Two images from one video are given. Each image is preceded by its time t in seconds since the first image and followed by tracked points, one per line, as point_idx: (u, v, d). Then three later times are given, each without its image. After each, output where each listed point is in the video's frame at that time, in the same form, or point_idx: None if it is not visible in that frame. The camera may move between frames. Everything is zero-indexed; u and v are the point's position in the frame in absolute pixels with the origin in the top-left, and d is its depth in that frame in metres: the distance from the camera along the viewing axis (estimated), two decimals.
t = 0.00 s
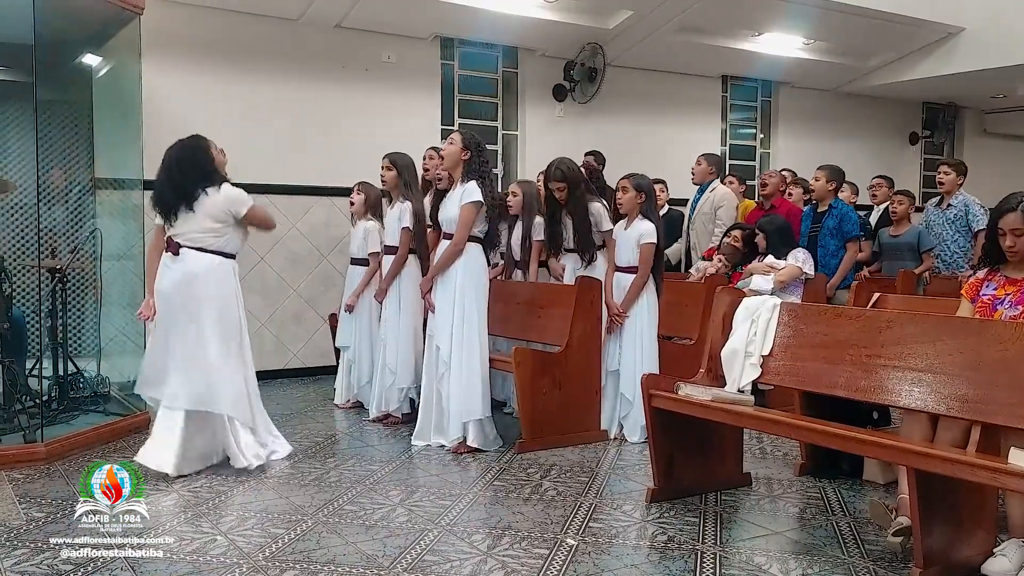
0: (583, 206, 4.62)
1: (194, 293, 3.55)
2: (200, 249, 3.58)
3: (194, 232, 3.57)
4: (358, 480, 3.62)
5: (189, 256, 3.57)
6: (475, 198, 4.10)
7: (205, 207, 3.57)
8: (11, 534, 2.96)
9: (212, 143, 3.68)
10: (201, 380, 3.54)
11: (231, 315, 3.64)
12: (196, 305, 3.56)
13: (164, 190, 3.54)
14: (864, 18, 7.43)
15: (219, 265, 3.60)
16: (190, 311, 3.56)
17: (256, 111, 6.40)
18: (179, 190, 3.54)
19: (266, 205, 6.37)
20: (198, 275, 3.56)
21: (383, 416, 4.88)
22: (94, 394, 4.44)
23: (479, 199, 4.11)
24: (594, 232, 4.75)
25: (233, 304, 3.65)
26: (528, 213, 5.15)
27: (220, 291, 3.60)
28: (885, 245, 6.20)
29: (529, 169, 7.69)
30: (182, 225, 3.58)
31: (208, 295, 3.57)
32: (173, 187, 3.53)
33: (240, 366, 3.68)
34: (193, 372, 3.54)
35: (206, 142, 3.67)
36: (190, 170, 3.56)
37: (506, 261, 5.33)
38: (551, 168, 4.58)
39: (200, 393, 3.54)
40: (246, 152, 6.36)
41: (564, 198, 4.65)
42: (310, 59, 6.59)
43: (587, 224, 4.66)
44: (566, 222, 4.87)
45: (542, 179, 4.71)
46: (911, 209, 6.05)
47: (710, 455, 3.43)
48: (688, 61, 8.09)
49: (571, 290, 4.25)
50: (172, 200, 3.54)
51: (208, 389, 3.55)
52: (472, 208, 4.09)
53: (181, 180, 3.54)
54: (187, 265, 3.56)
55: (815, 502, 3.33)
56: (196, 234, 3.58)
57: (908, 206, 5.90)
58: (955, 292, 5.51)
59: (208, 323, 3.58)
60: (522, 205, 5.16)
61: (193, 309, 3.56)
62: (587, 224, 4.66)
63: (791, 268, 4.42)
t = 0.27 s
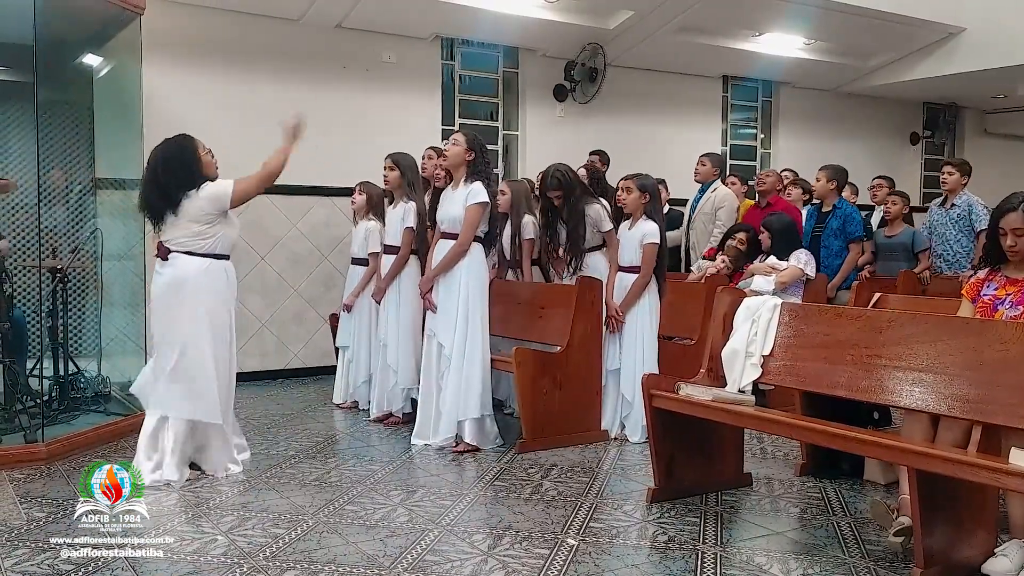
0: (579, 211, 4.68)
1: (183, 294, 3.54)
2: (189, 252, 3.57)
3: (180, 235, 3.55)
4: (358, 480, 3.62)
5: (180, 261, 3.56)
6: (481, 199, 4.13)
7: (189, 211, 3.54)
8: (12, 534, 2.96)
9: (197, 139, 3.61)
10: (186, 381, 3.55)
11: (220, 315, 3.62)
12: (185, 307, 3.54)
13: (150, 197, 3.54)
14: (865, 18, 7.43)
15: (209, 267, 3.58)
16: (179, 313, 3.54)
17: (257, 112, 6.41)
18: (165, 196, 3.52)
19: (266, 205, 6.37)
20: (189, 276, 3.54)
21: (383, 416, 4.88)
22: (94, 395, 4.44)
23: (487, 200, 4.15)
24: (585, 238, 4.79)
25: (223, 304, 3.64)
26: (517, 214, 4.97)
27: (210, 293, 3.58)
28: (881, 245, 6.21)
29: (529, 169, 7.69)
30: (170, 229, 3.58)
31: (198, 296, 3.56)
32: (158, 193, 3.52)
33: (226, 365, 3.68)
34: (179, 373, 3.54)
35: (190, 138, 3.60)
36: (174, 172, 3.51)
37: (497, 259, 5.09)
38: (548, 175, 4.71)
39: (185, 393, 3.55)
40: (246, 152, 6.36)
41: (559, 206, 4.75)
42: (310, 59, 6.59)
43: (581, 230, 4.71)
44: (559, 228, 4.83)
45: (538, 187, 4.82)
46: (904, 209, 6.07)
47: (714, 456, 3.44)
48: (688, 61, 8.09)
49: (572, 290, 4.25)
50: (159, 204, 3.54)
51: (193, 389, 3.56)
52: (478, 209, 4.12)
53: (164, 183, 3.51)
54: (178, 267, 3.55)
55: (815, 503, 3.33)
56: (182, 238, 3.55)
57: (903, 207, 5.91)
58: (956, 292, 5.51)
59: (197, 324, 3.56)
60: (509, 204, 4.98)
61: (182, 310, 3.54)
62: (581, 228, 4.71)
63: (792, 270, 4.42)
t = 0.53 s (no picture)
0: (577, 213, 4.66)
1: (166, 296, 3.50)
2: (175, 252, 3.53)
3: (166, 235, 3.53)
4: (359, 480, 3.62)
5: (165, 260, 3.53)
6: (492, 203, 4.13)
7: (174, 211, 3.50)
8: (13, 534, 2.96)
9: (197, 139, 3.61)
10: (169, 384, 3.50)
11: (205, 317, 3.58)
12: (170, 310, 3.50)
13: (146, 191, 3.53)
14: (866, 18, 7.42)
15: (194, 268, 3.54)
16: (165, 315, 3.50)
17: (257, 112, 6.41)
18: (159, 193, 3.52)
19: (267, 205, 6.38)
20: (173, 278, 3.50)
21: (383, 417, 4.88)
22: (95, 395, 4.44)
23: (498, 205, 4.14)
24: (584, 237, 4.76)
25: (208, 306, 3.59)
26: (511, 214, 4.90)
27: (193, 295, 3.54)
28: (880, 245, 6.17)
29: (530, 169, 7.69)
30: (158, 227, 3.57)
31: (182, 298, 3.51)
32: (153, 189, 3.52)
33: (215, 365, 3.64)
34: (162, 376, 3.49)
35: (191, 138, 3.60)
36: (170, 171, 3.51)
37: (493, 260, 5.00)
38: (545, 178, 4.71)
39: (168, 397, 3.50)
40: (247, 153, 6.36)
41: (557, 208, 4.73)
42: (311, 59, 6.59)
43: (580, 232, 4.69)
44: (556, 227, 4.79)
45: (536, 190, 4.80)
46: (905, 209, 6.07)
47: (716, 457, 3.44)
48: (689, 61, 8.09)
49: (573, 290, 4.25)
50: (152, 201, 3.53)
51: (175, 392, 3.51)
52: (489, 212, 4.12)
53: (159, 181, 3.50)
54: (163, 269, 3.52)
55: (817, 503, 3.33)
56: (167, 238, 3.53)
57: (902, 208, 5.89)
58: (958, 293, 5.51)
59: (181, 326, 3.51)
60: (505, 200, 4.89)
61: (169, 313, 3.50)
62: (580, 229, 4.69)
63: (793, 270, 4.41)
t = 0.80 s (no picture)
0: (577, 217, 4.64)
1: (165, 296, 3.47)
2: (176, 254, 3.51)
3: (168, 236, 3.50)
4: (360, 480, 3.62)
5: (165, 261, 3.50)
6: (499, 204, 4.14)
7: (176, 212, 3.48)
8: (14, 534, 2.96)
9: (203, 146, 3.64)
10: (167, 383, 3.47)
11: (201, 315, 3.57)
12: (166, 307, 3.47)
13: (152, 192, 3.51)
14: (867, 18, 7.42)
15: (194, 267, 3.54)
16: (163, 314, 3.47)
17: (258, 112, 6.41)
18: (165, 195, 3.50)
19: (267, 205, 6.38)
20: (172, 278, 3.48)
21: (384, 417, 4.88)
22: (96, 395, 4.44)
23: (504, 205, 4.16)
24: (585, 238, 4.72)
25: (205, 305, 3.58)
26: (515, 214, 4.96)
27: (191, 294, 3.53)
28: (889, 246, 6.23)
29: (531, 169, 7.69)
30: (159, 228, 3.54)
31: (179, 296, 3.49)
32: (161, 191, 3.50)
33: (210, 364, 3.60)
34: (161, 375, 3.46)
35: (197, 144, 3.62)
36: (180, 174, 3.51)
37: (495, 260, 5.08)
38: (545, 181, 4.70)
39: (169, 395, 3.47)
40: (248, 153, 6.37)
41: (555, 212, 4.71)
42: (312, 60, 6.59)
43: (581, 235, 4.66)
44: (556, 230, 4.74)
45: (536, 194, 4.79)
46: (911, 211, 6.02)
47: (716, 457, 3.44)
48: (690, 61, 8.08)
49: (574, 290, 4.25)
50: (158, 203, 3.51)
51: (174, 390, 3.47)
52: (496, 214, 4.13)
53: (167, 182, 3.49)
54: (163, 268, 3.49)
55: (818, 503, 3.32)
56: (169, 239, 3.50)
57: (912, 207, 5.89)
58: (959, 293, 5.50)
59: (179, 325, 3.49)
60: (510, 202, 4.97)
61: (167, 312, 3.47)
62: (580, 233, 4.66)
63: (793, 270, 4.41)
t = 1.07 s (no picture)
0: (575, 217, 4.61)
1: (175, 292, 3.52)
2: (186, 249, 3.55)
3: (180, 232, 3.55)
4: (360, 481, 3.63)
5: (175, 257, 3.53)
6: (498, 200, 4.14)
7: (187, 206, 3.54)
8: (14, 534, 2.97)
9: (194, 138, 3.61)
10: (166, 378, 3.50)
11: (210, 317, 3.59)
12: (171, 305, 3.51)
13: (149, 192, 3.51)
14: (867, 18, 7.42)
15: (204, 265, 3.57)
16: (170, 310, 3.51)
17: (259, 113, 6.42)
18: (163, 193, 3.50)
19: (268, 205, 6.38)
20: (184, 274, 3.52)
21: (385, 417, 4.88)
22: (97, 394, 4.46)
23: (502, 202, 4.15)
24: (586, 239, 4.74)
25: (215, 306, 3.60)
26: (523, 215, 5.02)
27: (201, 293, 3.56)
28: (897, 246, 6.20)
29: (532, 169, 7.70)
30: (167, 225, 3.57)
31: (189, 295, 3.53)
32: (157, 190, 3.50)
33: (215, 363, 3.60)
34: (161, 369, 3.49)
35: (187, 137, 3.59)
36: (173, 170, 3.50)
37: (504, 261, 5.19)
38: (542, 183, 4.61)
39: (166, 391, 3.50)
40: (249, 153, 6.37)
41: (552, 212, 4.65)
42: (313, 60, 6.60)
43: (580, 235, 4.63)
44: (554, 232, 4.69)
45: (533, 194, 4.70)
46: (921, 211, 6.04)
47: (716, 457, 3.44)
48: (691, 62, 8.08)
49: (575, 290, 4.25)
50: (156, 201, 3.51)
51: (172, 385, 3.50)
52: (495, 211, 4.13)
53: (162, 181, 3.49)
54: (174, 265, 3.52)
55: (818, 503, 3.33)
56: (182, 234, 3.55)
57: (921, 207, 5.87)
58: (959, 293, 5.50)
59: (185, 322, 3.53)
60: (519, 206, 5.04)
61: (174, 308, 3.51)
62: (579, 233, 4.63)
63: (794, 270, 4.41)
